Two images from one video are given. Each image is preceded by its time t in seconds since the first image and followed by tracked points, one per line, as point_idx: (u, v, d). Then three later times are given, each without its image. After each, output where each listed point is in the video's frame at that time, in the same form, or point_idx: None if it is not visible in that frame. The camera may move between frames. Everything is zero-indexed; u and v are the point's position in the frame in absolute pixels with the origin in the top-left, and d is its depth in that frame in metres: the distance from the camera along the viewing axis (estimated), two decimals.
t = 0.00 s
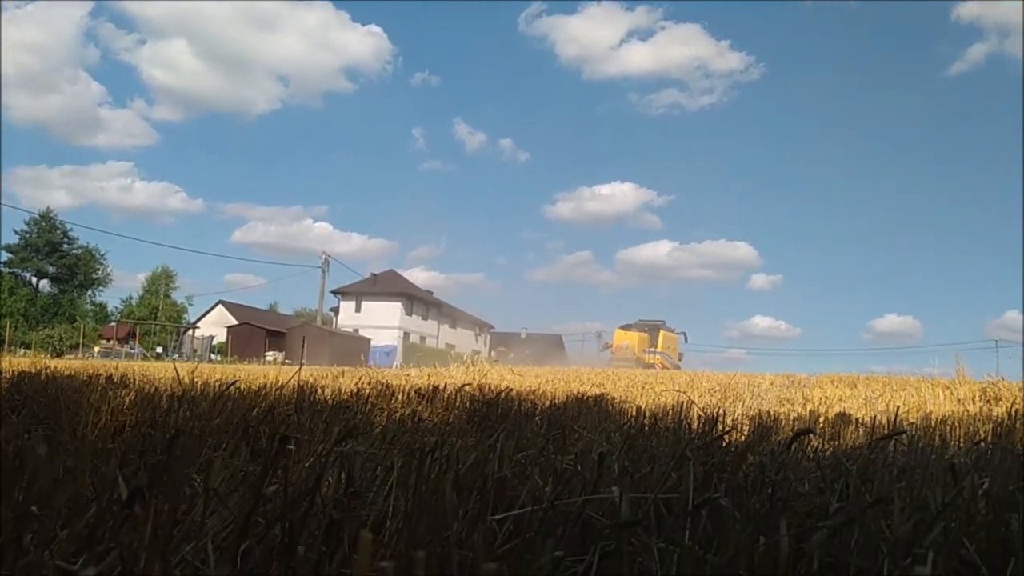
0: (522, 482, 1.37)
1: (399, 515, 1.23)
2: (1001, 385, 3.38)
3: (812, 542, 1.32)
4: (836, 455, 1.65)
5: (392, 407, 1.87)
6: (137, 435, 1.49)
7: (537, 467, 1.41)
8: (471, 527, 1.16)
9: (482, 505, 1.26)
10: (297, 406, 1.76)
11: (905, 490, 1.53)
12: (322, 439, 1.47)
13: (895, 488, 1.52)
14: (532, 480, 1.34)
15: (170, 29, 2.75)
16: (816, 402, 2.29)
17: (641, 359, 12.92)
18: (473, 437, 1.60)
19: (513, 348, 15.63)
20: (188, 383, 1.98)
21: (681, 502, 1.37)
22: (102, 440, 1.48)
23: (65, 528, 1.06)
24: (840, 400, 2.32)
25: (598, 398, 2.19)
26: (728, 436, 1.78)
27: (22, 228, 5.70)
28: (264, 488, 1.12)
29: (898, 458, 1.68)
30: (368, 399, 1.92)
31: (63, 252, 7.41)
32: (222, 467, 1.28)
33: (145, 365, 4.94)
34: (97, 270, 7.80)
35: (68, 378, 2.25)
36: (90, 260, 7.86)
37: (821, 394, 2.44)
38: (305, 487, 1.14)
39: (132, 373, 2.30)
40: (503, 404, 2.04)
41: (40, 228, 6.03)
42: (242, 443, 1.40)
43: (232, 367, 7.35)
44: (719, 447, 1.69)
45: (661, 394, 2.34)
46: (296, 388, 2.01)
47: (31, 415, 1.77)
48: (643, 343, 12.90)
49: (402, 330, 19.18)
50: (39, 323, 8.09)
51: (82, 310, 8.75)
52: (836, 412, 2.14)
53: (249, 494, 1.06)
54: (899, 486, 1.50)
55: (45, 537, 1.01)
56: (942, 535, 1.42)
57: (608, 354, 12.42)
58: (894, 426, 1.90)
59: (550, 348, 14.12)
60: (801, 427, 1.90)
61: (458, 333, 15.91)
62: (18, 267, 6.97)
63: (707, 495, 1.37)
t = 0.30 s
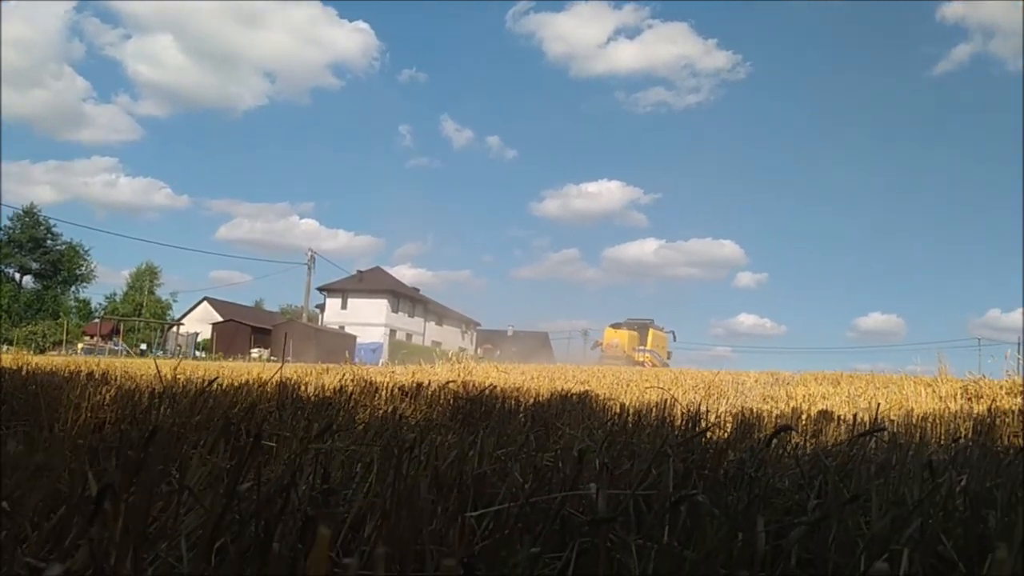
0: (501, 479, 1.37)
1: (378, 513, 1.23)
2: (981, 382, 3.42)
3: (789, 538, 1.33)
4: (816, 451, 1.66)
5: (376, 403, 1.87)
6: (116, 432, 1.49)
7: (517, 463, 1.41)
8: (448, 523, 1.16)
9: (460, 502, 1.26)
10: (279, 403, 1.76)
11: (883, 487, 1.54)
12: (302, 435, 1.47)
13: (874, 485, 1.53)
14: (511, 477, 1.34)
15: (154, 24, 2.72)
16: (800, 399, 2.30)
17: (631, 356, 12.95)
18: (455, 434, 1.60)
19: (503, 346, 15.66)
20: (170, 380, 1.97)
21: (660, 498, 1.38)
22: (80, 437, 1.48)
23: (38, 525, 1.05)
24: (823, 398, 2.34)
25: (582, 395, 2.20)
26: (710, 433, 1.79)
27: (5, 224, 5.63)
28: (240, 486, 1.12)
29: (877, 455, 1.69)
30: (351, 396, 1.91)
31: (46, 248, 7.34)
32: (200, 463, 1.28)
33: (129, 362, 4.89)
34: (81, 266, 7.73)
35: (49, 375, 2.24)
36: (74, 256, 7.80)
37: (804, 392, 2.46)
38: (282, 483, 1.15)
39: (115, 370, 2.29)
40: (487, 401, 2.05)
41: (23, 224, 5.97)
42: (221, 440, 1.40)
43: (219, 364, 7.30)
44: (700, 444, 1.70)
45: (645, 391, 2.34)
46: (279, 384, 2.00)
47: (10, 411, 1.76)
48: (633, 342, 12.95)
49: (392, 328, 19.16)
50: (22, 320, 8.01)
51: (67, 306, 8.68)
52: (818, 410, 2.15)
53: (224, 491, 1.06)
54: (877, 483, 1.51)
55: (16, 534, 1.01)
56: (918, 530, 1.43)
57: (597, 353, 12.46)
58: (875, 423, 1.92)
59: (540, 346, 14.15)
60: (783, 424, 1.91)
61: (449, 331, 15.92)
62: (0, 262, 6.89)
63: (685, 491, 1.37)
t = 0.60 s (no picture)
0: (481, 476, 1.37)
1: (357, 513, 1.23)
2: (962, 379, 3.45)
3: (768, 533, 1.34)
4: (797, 447, 1.67)
5: (359, 401, 1.86)
6: (94, 430, 1.48)
7: (497, 460, 1.41)
8: (426, 520, 1.16)
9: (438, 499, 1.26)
10: (261, 400, 1.75)
11: (862, 482, 1.55)
12: (282, 432, 1.46)
13: (853, 481, 1.54)
14: (491, 474, 1.34)
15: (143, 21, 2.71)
16: (783, 396, 2.32)
17: (622, 355, 12.99)
18: (436, 431, 1.60)
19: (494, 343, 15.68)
20: (151, 377, 1.96)
21: (640, 495, 1.38)
22: (57, 435, 1.47)
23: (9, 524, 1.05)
24: (806, 395, 2.35)
25: (566, 392, 2.20)
26: (692, 430, 1.80)
27: None
28: (215, 483, 1.11)
29: (857, 451, 1.70)
30: (334, 393, 1.91)
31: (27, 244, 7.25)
32: (177, 461, 1.27)
33: (112, 361, 4.85)
34: (64, 263, 7.66)
35: (28, 372, 2.22)
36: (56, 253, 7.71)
37: (787, 388, 2.47)
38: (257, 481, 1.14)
39: (95, 367, 2.27)
40: (471, 398, 2.05)
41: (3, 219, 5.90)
42: (199, 437, 1.39)
43: (205, 363, 7.25)
44: (682, 440, 1.70)
45: (630, 388, 2.35)
46: (262, 381, 2.00)
47: None
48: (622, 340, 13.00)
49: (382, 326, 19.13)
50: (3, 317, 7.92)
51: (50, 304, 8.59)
52: (801, 406, 2.17)
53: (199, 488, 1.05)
54: (856, 478, 1.52)
55: None
56: (896, 525, 1.44)
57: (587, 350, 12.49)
58: (856, 419, 1.93)
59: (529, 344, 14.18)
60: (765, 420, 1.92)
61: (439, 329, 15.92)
62: None
63: (665, 487, 1.38)
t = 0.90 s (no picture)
0: (463, 471, 1.38)
1: (337, 508, 1.23)
2: (947, 377, 3.48)
3: (749, 529, 1.34)
4: (779, 444, 1.68)
5: (344, 397, 1.86)
6: (75, 427, 1.47)
7: (479, 456, 1.42)
8: (406, 516, 1.16)
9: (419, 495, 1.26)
10: (244, 397, 1.75)
11: (842, 478, 1.56)
12: (264, 429, 1.46)
13: (834, 477, 1.55)
14: (472, 470, 1.35)
15: (128, 16, 2.69)
16: (768, 393, 2.33)
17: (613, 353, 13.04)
18: (420, 428, 1.60)
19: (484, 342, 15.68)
20: (135, 374, 1.95)
21: (621, 491, 1.39)
22: (38, 432, 1.46)
23: None
24: (791, 392, 2.37)
25: (552, 389, 2.21)
26: (676, 426, 1.81)
27: None
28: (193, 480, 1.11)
29: (839, 447, 1.72)
30: (319, 390, 1.91)
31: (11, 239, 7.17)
32: (156, 457, 1.27)
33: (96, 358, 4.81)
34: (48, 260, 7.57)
35: (12, 369, 2.20)
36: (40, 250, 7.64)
37: (773, 386, 2.48)
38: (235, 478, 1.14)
39: (80, 363, 2.26)
40: (457, 395, 2.05)
41: None
42: (180, 434, 1.39)
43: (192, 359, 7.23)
44: (665, 436, 1.71)
45: (616, 385, 2.36)
46: (246, 379, 1.99)
47: None
48: (614, 338, 13.03)
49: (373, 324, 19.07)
50: None
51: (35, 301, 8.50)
52: (785, 403, 2.18)
53: (176, 484, 1.05)
54: (836, 474, 1.53)
55: None
56: (876, 520, 1.45)
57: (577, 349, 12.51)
58: (839, 416, 1.94)
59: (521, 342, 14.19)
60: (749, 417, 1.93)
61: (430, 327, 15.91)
62: None
63: (645, 482, 1.39)
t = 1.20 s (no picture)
0: (445, 468, 1.38)
1: (318, 505, 1.23)
2: (929, 375, 3.51)
3: (730, 525, 1.35)
4: (761, 440, 1.69)
5: (329, 394, 1.86)
6: (56, 423, 1.46)
7: (462, 452, 1.42)
8: (387, 512, 1.16)
9: (400, 492, 1.26)
10: (228, 393, 1.74)
11: (824, 474, 1.57)
12: (246, 425, 1.46)
13: (816, 473, 1.56)
14: (454, 466, 1.35)
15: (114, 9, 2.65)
16: (753, 391, 2.34)
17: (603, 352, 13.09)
18: (404, 425, 1.60)
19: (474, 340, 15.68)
20: (118, 371, 1.94)
21: (603, 488, 1.39)
22: (18, 428, 1.45)
23: None
24: (776, 389, 2.38)
25: (538, 387, 2.21)
26: (660, 424, 1.81)
27: None
28: (172, 476, 1.11)
29: (821, 444, 1.73)
30: (304, 387, 1.90)
31: None
32: (137, 454, 1.26)
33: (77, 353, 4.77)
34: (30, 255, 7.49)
35: None
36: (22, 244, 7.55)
37: (758, 383, 2.50)
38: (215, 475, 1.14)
39: (62, 359, 2.24)
40: (442, 392, 2.05)
41: None
42: (161, 431, 1.38)
43: (179, 357, 7.18)
44: (648, 433, 1.72)
45: (602, 382, 2.37)
46: (230, 375, 1.99)
47: None
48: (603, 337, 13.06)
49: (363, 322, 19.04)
50: None
51: (18, 297, 8.41)
52: (770, 401, 2.19)
53: (154, 481, 1.05)
54: (818, 471, 1.54)
55: None
56: (857, 516, 1.46)
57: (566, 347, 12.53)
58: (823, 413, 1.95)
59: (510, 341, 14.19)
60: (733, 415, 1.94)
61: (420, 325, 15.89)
62: None
63: (628, 479, 1.39)
